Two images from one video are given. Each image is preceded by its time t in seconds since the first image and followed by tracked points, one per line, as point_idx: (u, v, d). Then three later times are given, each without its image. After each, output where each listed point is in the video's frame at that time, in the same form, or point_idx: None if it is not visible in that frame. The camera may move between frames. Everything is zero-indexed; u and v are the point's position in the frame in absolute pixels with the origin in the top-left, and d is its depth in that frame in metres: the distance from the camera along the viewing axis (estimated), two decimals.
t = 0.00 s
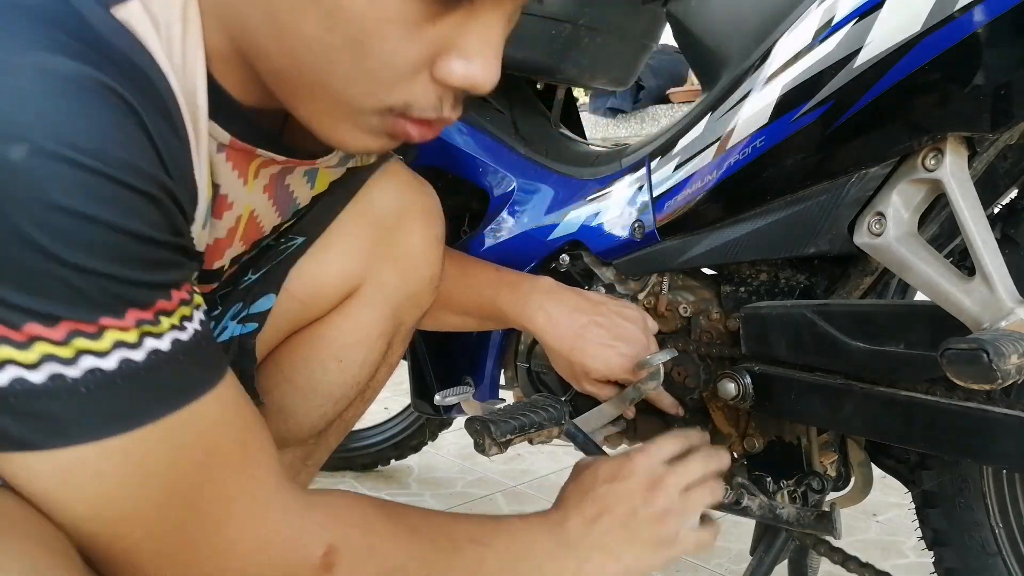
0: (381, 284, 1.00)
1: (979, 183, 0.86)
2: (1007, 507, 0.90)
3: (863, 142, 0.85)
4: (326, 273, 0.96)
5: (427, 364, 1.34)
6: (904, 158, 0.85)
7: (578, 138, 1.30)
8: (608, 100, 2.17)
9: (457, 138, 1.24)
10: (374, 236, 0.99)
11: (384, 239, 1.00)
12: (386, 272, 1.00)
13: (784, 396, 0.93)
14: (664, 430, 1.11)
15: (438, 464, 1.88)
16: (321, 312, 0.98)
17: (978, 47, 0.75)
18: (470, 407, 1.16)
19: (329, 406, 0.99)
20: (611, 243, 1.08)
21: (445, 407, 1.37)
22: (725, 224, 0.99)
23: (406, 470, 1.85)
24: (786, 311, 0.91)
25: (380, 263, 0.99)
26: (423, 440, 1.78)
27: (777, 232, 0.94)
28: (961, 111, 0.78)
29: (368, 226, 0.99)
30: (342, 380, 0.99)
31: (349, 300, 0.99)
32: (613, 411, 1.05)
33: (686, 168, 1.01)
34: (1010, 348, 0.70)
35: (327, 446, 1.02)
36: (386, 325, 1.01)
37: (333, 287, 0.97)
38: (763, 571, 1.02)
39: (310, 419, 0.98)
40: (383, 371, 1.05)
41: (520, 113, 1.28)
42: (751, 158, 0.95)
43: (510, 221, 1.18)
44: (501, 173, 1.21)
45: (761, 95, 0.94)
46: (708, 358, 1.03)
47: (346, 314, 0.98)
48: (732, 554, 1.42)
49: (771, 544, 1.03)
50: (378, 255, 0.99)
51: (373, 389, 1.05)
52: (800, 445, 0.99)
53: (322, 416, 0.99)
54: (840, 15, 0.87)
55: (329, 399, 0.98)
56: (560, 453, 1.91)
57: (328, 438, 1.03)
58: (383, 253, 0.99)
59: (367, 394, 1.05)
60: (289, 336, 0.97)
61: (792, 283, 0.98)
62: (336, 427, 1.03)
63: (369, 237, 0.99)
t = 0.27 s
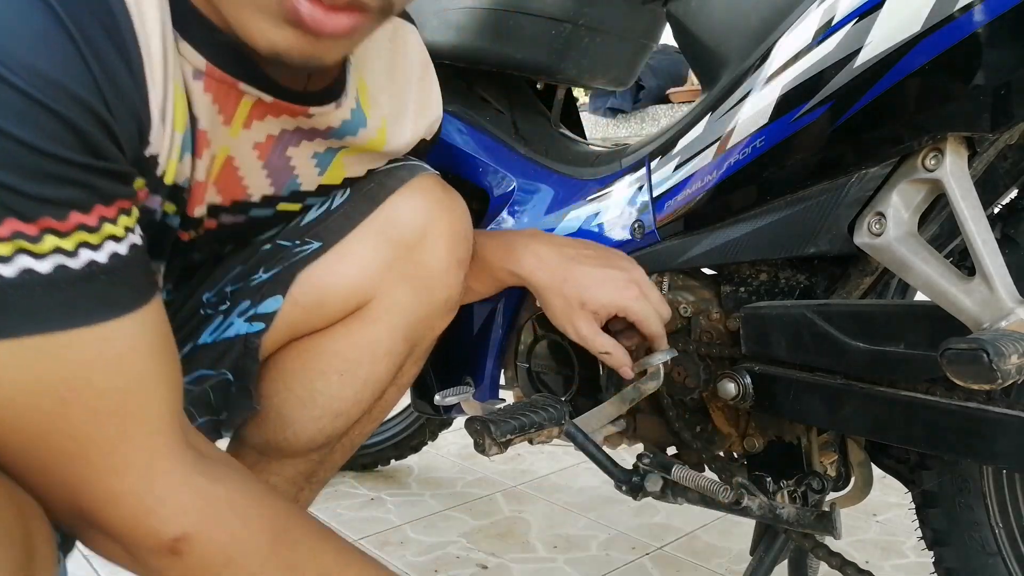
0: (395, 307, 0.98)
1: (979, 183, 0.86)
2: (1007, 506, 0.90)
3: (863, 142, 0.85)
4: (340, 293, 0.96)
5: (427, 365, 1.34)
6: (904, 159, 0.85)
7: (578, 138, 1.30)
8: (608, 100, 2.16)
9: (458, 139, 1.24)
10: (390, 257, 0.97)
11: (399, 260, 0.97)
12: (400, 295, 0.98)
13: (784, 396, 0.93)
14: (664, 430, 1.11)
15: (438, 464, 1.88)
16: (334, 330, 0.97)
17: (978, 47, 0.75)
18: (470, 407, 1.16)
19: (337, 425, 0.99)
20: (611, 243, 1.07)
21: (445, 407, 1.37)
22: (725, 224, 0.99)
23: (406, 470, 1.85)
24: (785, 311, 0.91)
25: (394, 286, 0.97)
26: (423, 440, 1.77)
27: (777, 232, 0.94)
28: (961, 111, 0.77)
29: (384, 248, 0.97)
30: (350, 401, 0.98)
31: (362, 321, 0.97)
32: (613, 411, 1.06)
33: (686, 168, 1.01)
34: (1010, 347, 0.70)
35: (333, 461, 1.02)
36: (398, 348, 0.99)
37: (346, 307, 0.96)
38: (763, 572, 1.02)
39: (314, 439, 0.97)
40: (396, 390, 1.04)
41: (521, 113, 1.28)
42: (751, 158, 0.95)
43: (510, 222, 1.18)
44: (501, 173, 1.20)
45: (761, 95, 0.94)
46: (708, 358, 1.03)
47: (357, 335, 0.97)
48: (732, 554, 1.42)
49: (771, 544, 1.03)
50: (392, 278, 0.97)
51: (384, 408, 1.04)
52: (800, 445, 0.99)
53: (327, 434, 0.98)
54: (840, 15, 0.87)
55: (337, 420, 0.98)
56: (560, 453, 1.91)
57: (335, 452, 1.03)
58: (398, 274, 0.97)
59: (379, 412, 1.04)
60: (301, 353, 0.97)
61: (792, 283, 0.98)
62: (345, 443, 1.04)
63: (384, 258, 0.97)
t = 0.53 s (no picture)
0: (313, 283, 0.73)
1: (979, 183, 0.86)
2: (1006, 506, 0.90)
3: (863, 143, 0.85)
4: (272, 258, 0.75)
5: (428, 364, 1.34)
6: (905, 158, 0.85)
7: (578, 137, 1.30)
8: (608, 99, 2.16)
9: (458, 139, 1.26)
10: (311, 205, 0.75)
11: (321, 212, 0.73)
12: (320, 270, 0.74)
13: (784, 396, 0.93)
14: (664, 430, 1.11)
15: (438, 464, 1.88)
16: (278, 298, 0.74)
17: (978, 48, 0.75)
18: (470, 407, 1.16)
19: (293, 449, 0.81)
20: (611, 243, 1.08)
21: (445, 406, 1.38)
22: (725, 224, 0.99)
23: (406, 470, 1.85)
24: (785, 312, 0.91)
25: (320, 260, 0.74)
26: (423, 439, 1.78)
27: (777, 233, 0.95)
28: (961, 111, 0.78)
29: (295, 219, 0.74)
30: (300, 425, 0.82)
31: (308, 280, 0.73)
32: (613, 411, 1.06)
33: (686, 168, 1.01)
34: (1010, 347, 0.71)
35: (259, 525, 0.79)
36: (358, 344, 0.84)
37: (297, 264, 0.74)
38: (763, 572, 1.02)
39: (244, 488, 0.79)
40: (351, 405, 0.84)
41: (520, 113, 1.28)
42: (751, 158, 0.95)
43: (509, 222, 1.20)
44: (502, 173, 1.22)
45: (761, 95, 0.94)
46: (708, 358, 1.03)
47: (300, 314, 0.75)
48: (732, 554, 1.42)
49: (771, 544, 1.03)
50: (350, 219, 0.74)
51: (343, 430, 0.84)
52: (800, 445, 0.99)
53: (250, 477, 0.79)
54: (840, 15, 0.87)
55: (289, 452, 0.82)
56: (559, 453, 1.91)
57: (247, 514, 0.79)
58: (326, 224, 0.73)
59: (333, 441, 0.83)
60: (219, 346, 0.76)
61: (792, 283, 0.98)
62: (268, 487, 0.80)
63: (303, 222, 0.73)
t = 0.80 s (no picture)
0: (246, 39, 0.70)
1: (979, 184, 0.86)
2: (1006, 507, 0.90)
3: (863, 143, 0.85)
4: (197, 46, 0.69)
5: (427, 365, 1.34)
6: (905, 158, 0.85)
7: (578, 137, 1.30)
8: (608, 99, 2.16)
9: (458, 139, 1.27)
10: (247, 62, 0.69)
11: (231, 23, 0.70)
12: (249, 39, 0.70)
13: (784, 396, 0.93)
14: (663, 430, 1.11)
15: (438, 464, 1.88)
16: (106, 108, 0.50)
17: (978, 48, 0.76)
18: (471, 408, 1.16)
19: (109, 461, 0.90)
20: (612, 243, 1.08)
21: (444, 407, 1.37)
22: (726, 224, 0.99)
23: (406, 470, 1.85)
24: (785, 312, 0.91)
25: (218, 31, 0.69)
26: (423, 439, 1.78)
27: (776, 233, 0.95)
28: (961, 111, 0.78)
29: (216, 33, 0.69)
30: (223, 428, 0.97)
31: (53, 128, 0.48)
32: (613, 411, 1.06)
33: (686, 168, 1.01)
34: (1009, 347, 0.71)
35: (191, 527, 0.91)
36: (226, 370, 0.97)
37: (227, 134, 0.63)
38: (763, 571, 1.02)
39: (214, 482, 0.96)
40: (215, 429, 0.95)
41: (520, 113, 1.27)
42: (751, 158, 0.95)
43: (508, 222, 1.21)
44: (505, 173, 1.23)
45: (761, 95, 0.94)
46: (708, 358, 1.03)
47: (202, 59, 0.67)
48: (732, 554, 1.42)
49: (771, 544, 1.03)
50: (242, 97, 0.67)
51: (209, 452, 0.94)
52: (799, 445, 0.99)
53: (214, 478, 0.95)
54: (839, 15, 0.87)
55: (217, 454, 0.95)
56: (560, 453, 1.91)
57: (193, 513, 0.92)
58: (246, 44, 0.70)
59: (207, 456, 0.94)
60: (113, 354, 0.89)
61: (792, 283, 0.98)
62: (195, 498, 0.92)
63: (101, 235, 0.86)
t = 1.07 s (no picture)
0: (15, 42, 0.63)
1: (978, 184, 0.86)
2: (1006, 507, 0.90)
3: (862, 143, 0.85)
4: None
5: (427, 365, 1.34)
6: (904, 158, 0.85)
7: (578, 137, 1.30)
8: (608, 99, 2.16)
9: (457, 139, 1.27)
10: None
11: None
12: None
13: (784, 396, 0.93)
14: (664, 429, 1.12)
15: (438, 464, 1.88)
16: None
17: (978, 48, 0.76)
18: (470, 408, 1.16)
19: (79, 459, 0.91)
20: (612, 243, 1.08)
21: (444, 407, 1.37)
22: (726, 225, 0.99)
23: (406, 470, 1.85)
24: (785, 312, 0.91)
25: None
26: (423, 439, 1.78)
27: (776, 233, 0.95)
28: (960, 111, 0.78)
29: None
30: (184, 427, 0.98)
31: None
32: (613, 410, 1.06)
33: (686, 168, 1.01)
34: (1009, 347, 0.71)
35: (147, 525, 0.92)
36: (191, 370, 1.00)
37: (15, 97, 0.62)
38: (763, 571, 1.02)
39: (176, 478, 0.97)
40: (176, 429, 0.96)
41: (520, 113, 1.28)
42: (751, 158, 0.95)
43: (507, 222, 1.21)
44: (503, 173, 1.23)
45: (761, 95, 0.94)
46: (708, 358, 1.03)
47: None
48: (732, 553, 1.42)
49: (771, 544, 1.03)
50: None
51: (170, 450, 0.95)
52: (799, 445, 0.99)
53: (171, 474, 0.96)
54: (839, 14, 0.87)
55: (178, 452, 0.96)
56: (560, 452, 1.91)
57: (151, 510, 0.93)
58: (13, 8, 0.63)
59: (165, 459, 0.95)
60: (70, 353, 0.90)
61: (792, 283, 0.98)
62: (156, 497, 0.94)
63: (90, 241, 0.89)
